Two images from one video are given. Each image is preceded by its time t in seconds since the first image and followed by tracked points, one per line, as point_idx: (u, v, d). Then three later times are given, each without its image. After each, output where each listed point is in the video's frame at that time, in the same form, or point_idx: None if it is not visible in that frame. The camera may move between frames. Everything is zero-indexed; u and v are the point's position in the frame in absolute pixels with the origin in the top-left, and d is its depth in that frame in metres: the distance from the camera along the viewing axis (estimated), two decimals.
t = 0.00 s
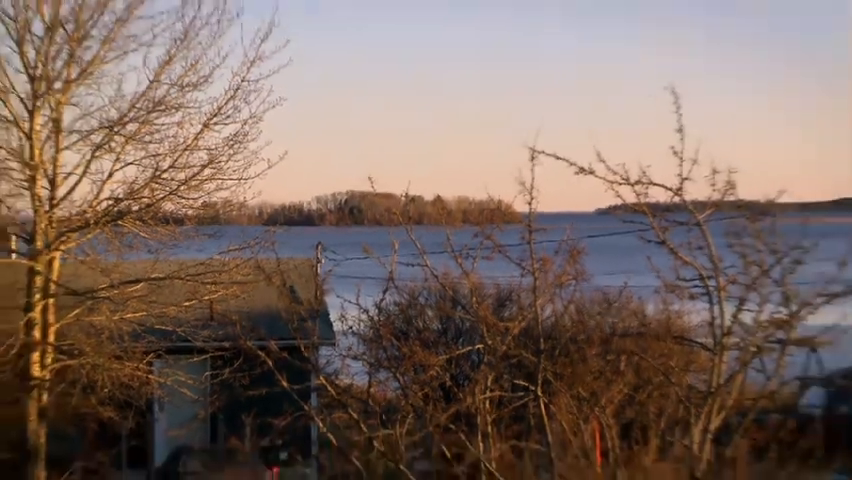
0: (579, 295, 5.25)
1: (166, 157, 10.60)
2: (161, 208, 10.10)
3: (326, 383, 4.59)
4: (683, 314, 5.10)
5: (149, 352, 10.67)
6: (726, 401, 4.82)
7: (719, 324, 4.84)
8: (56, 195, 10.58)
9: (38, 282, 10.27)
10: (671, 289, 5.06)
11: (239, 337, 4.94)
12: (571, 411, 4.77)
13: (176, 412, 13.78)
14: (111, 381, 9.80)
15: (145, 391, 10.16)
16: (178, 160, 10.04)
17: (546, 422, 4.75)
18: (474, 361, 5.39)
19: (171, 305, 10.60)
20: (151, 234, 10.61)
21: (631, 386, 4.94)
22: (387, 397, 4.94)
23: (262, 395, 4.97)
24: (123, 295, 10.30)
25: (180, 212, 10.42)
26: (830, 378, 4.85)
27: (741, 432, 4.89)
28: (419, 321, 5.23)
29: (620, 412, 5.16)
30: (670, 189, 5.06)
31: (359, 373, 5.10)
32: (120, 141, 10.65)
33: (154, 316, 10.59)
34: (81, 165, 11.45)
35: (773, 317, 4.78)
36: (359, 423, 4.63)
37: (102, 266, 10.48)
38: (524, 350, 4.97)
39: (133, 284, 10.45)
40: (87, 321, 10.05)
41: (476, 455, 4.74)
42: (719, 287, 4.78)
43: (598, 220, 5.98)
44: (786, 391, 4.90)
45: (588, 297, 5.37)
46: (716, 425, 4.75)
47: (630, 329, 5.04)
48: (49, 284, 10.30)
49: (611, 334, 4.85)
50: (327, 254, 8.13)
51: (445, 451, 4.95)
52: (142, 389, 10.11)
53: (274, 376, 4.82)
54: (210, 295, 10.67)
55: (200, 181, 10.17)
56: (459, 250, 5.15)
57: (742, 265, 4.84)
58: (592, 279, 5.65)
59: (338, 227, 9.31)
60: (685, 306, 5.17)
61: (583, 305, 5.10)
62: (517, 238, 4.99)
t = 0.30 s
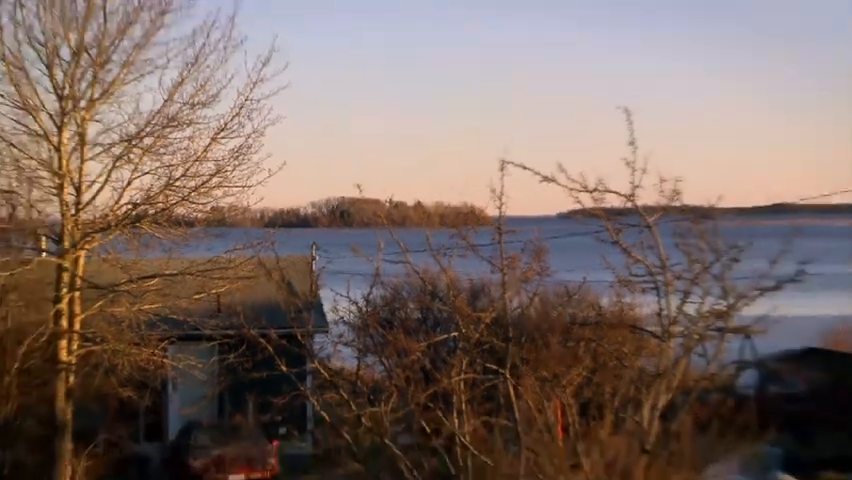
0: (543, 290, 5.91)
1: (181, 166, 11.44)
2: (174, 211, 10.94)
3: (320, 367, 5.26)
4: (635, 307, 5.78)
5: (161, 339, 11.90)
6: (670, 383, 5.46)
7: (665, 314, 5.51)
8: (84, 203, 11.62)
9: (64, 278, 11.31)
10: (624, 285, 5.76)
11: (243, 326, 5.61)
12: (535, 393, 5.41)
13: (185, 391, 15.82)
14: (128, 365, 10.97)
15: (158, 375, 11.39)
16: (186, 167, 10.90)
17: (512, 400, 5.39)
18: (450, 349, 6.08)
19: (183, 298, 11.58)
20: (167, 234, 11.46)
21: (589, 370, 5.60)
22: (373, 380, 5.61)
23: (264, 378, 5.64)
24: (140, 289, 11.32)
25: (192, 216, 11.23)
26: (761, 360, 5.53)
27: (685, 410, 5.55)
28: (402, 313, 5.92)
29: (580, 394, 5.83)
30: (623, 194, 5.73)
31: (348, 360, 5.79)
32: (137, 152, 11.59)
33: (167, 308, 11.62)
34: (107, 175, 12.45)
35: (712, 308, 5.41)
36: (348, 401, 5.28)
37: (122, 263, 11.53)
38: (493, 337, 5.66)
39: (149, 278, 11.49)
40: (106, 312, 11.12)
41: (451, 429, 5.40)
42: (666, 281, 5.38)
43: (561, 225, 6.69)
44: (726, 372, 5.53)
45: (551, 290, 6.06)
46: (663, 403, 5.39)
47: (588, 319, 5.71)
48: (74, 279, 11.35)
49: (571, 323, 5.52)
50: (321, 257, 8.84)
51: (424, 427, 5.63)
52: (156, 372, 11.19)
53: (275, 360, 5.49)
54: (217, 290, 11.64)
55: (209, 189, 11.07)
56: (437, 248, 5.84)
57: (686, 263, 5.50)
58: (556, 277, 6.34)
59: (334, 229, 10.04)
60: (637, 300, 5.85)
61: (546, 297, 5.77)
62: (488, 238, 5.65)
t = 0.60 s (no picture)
0: (503, 281, 6.80)
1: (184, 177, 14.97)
2: (179, 211, 14.42)
3: (307, 347, 6.05)
4: (584, 294, 6.56)
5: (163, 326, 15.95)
6: (615, 362, 6.21)
7: (609, 301, 6.27)
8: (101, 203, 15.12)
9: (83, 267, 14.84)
10: (574, 275, 6.54)
11: (239, 312, 6.41)
12: (494, 372, 6.16)
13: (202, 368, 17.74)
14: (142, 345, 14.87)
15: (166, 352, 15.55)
16: (189, 173, 13.32)
17: (475, 377, 6.18)
18: (421, 331, 6.86)
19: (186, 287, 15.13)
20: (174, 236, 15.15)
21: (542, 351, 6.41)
22: (352, 358, 6.37)
23: (257, 358, 6.42)
24: (148, 281, 15.02)
25: (195, 218, 14.75)
26: (693, 342, 6.35)
27: (625, 384, 6.34)
28: (380, 301, 6.74)
29: (535, 372, 6.59)
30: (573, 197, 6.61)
31: (331, 340, 6.58)
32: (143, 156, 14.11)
33: (172, 295, 15.36)
34: (112, 182, 15.71)
35: (649, 296, 6.17)
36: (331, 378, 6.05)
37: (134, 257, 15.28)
38: (459, 322, 6.45)
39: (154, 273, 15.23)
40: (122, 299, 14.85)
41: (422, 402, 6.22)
42: (608, 272, 6.27)
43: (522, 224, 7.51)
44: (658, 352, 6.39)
45: (509, 282, 6.93)
46: (607, 380, 6.19)
47: (542, 306, 6.56)
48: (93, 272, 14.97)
49: (526, 309, 6.35)
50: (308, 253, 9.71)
51: (398, 401, 6.39)
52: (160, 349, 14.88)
53: (267, 343, 6.27)
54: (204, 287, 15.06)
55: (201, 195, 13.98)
56: (410, 244, 6.68)
57: (626, 258, 6.31)
58: (515, 269, 7.15)
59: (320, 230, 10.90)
60: (586, 290, 6.70)
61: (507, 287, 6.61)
62: (454, 236, 6.57)
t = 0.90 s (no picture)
0: (462, 270, 7.97)
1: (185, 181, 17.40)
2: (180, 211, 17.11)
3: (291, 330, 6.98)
4: (533, 281, 7.55)
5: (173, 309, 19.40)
6: (561, 342, 7.09)
7: (555, 289, 7.18)
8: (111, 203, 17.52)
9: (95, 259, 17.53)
10: (525, 265, 7.57)
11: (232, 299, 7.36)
12: (456, 349, 7.07)
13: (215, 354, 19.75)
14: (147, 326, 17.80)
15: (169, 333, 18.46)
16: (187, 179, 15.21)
17: (437, 355, 7.04)
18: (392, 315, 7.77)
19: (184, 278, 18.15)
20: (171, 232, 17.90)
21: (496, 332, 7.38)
22: (332, 339, 7.35)
23: (248, 339, 7.37)
24: (152, 272, 18.04)
25: (193, 216, 17.41)
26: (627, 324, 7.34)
27: (569, 358, 7.28)
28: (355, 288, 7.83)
29: (491, 351, 7.48)
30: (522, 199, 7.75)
31: (314, 320, 7.59)
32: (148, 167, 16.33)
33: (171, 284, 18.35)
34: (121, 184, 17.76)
35: (589, 284, 7.09)
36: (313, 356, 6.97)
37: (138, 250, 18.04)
38: (426, 308, 7.38)
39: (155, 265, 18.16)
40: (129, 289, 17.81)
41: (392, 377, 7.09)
42: (554, 264, 7.26)
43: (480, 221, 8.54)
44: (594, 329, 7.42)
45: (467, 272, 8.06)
46: (554, 357, 7.06)
47: (495, 294, 7.72)
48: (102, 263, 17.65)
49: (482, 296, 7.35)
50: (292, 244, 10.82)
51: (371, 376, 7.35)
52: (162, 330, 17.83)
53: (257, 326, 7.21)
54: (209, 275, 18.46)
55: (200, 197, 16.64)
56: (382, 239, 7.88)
57: (567, 251, 7.31)
58: (472, 261, 8.20)
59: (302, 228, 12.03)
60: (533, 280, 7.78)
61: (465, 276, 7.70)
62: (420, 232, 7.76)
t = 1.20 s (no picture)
0: (425, 262, 9.13)
1: (180, 183, 20.89)
2: (177, 211, 20.63)
3: (275, 314, 8.05)
4: (486, 272, 8.65)
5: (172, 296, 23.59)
6: (511, 323, 8.21)
7: (506, 279, 8.24)
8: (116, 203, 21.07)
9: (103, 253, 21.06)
10: (480, 259, 8.69)
11: (223, 286, 8.42)
12: (419, 331, 8.16)
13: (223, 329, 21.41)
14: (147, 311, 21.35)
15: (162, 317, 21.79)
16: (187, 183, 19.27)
17: (403, 334, 8.08)
18: (363, 303, 8.96)
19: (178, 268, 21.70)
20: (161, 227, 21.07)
21: (454, 318, 8.52)
22: (311, 322, 8.47)
23: (237, 323, 8.43)
24: (153, 263, 21.71)
25: (188, 215, 20.93)
26: (567, 309, 8.53)
27: (518, 339, 8.36)
28: (332, 278, 8.97)
29: (451, 334, 8.53)
30: (478, 200, 8.89)
31: (295, 306, 8.65)
32: (149, 172, 19.24)
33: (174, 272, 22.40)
34: (126, 187, 21.49)
35: (535, 274, 8.22)
36: (294, 337, 8.02)
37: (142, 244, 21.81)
38: (392, 295, 8.57)
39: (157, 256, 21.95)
40: (134, 278, 21.62)
41: (364, 354, 8.11)
42: (505, 256, 8.33)
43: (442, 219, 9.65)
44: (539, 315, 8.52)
45: (431, 264, 9.22)
46: (504, 338, 8.15)
47: (455, 283, 8.89)
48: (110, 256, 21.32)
49: (441, 289, 8.61)
50: (278, 238, 12.25)
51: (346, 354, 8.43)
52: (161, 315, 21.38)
53: (245, 310, 8.31)
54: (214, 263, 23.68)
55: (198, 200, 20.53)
56: (358, 240, 9.18)
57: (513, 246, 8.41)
58: (433, 255, 9.31)
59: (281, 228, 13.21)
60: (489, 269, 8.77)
61: (427, 273, 8.94)
62: (388, 230, 9.07)
